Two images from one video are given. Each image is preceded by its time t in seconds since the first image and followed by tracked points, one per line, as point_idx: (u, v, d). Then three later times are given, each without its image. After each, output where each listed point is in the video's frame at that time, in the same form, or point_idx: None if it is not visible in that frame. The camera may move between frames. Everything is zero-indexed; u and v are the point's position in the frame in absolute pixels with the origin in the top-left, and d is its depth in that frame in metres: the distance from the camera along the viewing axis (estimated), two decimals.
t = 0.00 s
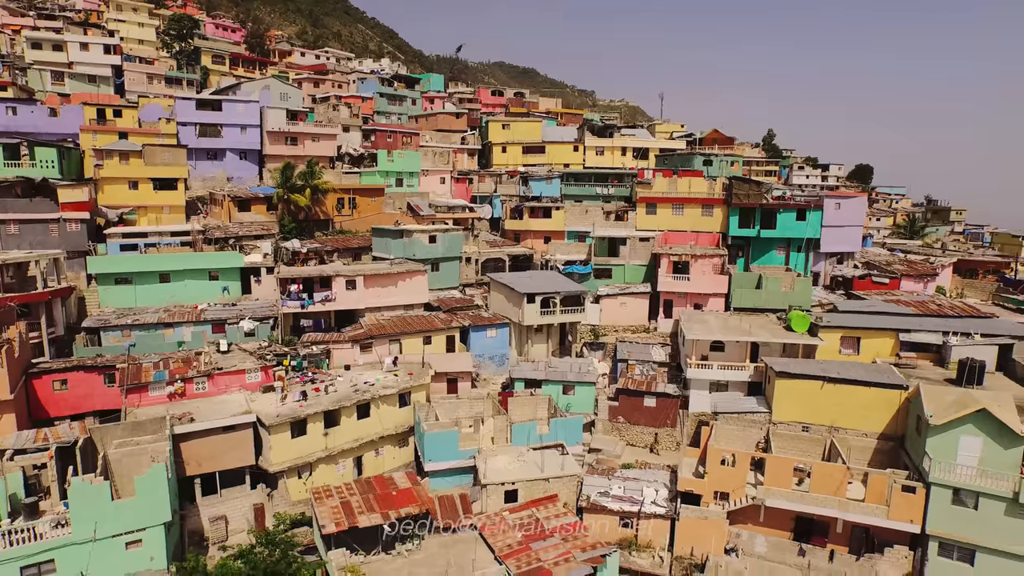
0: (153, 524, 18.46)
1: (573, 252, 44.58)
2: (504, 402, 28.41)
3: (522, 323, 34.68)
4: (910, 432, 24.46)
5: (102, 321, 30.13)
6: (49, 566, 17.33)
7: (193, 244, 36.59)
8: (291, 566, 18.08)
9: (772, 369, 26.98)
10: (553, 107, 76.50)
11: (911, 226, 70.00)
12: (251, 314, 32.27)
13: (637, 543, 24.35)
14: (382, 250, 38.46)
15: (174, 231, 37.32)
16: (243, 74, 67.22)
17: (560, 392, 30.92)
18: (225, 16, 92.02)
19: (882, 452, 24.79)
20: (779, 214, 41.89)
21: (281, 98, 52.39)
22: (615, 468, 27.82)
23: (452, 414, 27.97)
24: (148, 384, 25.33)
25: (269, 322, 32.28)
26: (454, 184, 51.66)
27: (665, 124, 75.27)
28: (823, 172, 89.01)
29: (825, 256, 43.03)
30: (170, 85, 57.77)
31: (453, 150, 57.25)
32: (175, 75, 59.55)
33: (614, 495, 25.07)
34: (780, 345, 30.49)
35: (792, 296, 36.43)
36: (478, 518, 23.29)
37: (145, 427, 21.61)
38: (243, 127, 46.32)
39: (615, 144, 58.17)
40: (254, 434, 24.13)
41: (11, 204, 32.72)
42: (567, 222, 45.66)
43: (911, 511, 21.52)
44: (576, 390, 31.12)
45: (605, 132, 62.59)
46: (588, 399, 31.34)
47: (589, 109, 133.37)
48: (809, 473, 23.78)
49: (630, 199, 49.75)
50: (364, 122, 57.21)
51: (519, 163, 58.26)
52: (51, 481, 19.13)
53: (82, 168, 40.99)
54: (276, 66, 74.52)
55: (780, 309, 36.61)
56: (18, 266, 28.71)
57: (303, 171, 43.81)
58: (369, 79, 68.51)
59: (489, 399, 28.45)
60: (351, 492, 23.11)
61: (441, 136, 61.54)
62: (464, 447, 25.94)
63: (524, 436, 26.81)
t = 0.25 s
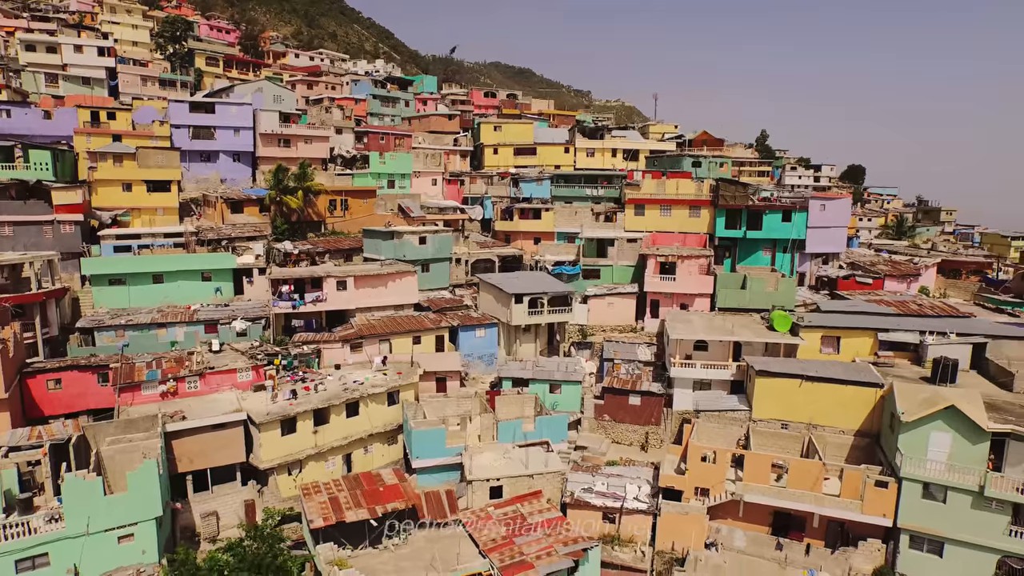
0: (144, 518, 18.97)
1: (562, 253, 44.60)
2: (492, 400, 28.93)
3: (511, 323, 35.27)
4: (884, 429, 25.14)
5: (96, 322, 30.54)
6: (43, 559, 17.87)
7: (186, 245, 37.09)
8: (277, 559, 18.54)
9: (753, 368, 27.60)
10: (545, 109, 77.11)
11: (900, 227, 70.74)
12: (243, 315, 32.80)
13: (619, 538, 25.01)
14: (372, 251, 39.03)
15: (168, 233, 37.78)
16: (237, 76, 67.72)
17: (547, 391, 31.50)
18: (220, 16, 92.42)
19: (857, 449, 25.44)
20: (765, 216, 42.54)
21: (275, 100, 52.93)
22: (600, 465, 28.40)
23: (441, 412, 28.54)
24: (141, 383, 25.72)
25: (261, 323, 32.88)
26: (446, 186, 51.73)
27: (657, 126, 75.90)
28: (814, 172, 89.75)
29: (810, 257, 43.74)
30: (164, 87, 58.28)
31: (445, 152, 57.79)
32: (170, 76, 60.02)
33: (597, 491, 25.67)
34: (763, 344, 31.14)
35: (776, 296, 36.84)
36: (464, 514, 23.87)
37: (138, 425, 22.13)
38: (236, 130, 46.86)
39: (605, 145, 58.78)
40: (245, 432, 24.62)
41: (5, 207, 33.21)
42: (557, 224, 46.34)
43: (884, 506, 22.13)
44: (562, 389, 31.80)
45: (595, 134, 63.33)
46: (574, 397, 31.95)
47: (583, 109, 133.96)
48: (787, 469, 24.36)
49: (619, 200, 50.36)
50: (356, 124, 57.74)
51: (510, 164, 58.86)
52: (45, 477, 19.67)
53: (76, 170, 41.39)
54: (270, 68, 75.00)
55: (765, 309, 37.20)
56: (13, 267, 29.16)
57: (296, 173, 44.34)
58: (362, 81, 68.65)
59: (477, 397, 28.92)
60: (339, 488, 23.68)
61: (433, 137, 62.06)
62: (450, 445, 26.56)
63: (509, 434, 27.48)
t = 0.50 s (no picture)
0: (141, 512, 19.56)
1: (553, 254, 45.00)
2: (480, 398, 29.29)
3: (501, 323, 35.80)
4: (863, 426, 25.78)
5: (93, 322, 31.10)
6: (43, 551, 18.47)
7: (182, 247, 37.65)
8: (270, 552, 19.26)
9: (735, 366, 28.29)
10: (539, 111, 77.77)
11: (890, 228, 71.43)
12: (238, 315, 33.38)
13: (605, 533, 25.49)
14: (366, 253, 39.60)
15: (164, 234, 38.36)
16: (233, 78, 68.29)
17: (536, 390, 32.05)
18: (216, 17, 92.90)
19: (838, 445, 25.80)
20: (753, 217, 43.22)
21: (270, 102, 53.34)
22: (587, 462, 29.03)
23: (431, 410, 29.21)
24: (137, 382, 26.32)
25: (255, 323, 33.45)
26: (440, 187, 52.49)
27: (651, 127, 76.52)
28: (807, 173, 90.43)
29: (797, 258, 44.47)
30: (161, 89, 58.98)
31: (439, 153, 58.39)
32: (166, 78, 60.58)
33: (583, 487, 26.34)
34: (747, 343, 31.87)
35: (763, 297, 37.41)
36: (453, 509, 24.47)
37: (135, 423, 22.75)
38: (232, 132, 47.23)
39: (598, 147, 59.43)
40: (239, 429, 25.22)
41: (4, 208, 33.76)
42: (548, 225, 47.05)
43: (858, 499, 22.99)
44: (551, 387, 32.24)
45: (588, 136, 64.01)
46: (563, 396, 32.53)
47: (579, 109, 134.60)
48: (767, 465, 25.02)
49: (610, 201, 51.02)
50: (351, 126, 58.35)
51: (503, 166, 59.52)
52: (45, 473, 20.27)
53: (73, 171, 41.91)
54: (266, 70, 75.56)
55: (751, 309, 37.85)
56: (11, 268, 29.70)
57: (290, 174, 44.95)
58: (357, 83, 68.86)
59: (466, 396, 29.59)
60: (331, 484, 24.33)
61: (428, 139, 62.66)
62: (440, 442, 27.10)
63: (498, 431, 28.11)
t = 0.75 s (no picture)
0: (140, 507, 20.19)
1: (546, 255, 45.75)
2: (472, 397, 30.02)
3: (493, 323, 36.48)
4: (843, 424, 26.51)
5: (92, 322, 31.67)
6: (46, 544, 19.10)
7: (180, 248, 38.20)
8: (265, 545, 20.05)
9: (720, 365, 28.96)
10: (534, 112, 78.47)
11: (881, 228, 72.21)
12: (235, 315, 33.92)
13: (592, 526, 26.02)
14: (360, 254, 40.24)
15: (161, 236, 38.90)
16: (230, 80, 68.87)
17: (527, 388, 32.68)
18: (213, 18, 93.39)
19: (818, 442, 26.84)
20: (741, 219, 43.99)
21: (266, 105, 54.02)
22: (576, 459, 29.69)
23: (424, 409, 29.85)
24: (136, 381, 26.97)
25: (252, 323, 33.91)
26: (435, 189, 52.89)
27: (645, 128, 77.22)
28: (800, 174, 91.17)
29: (785, 259, 45.22)
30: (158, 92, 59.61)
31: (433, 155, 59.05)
32: (163, 81, 61.17)
33: (571, 483, 27.03)
34: (733, 343, 32.59)
35: (750, 297, 38.18)
36: (444, 504, 25.08)
37: (133, 420, 23.43)
38: (229, 134, 47.73)
39: (590, 149, 60.13)
40: (236, 427, 25.87)
41: (4, 210, 34.22)
42: (541, 226, 47.72)
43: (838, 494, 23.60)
44: (542, 386, 32.85)
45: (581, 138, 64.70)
46: (553, 394, 33.16)
47: (575, 110, 135.37)
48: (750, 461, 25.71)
49: (602, 203, 51.78)
50: (346, 128, 58.99)
51: (497, 168, 60.20)
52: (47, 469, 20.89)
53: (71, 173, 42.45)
54: (262, 72, 76.15)
55: (739, 309, 38.61)
56: (12, 269, 30.25)
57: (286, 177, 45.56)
58: (353, 85, 69.76)
59: (458, 394, 30.26)
60: (325, 480, 24.96)
61: (423, 141, 63.30)
62: (432, 439, 27.68)
63: (489, 428, 28.72)
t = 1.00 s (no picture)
0: (145, 501, 20.88)
1: (541, 256, 45.77)
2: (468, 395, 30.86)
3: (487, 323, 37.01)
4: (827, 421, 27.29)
5: (95, 323, 32.30)
6: (54, 537, 19.77)
7: (180, 250, 38.81)
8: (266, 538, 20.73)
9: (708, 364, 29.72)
10: (530, 114, 79.20)
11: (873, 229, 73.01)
12: (235, 316, 34.56)
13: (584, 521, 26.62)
14: (357, 256, 40.82)
15: (162, 239, 39.39)
16: (229, 82, 69.49)
17: (521, 387, 33.39)
18: (211, 19, 93.89)
19: (804, 439, 27.54)
20: (732, 220, 44.74)
21: (265, 107, 54.81)
22: (569, 456, 30.42)
23: (420, 407, 30.49)
24: (140, 379, 27.75)
25: (252, 323, 34.58)
26: (431, 191, 53.86)
27: (640, 130, 77.93)
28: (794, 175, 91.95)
29: (776, 260, 46.00)
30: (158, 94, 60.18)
31: (430, 157, 59.75)
32: (163, 83, 61.80)
33: (564, 479, 27.27)
34: (722, 343, 33.37)
35: (739, 298, 39.06)
36: (440, 499, 25.84)
37: (137, 418, 24.22)
38: (227, 137, 48.46)
39: (585, 151, 60.88)
40: (236, 425, 26.57)
41: (6, 212, 34.42)
42: (536, 228, 48.41)
43: (821, 489, 24.41)
44: (536, 385, 33.59)
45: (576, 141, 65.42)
46: (547, 393, 33.88)
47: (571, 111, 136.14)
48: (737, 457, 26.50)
49: (596, 205, 52.57)
50: (344, 130, 59.69)
51: (493, 170, 60.89)
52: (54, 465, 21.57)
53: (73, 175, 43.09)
54: (261, 73, 76.76)
55: (729, 310, 39.44)
56: (16, 271, 30.87)
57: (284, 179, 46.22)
58: (350, 88, 70.92)
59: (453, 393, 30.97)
60: (324, 476, 25.69)
61: (420, 142, 64.00)
62: (428, 436, 28.42)
63: (484, 426, 29.38)
